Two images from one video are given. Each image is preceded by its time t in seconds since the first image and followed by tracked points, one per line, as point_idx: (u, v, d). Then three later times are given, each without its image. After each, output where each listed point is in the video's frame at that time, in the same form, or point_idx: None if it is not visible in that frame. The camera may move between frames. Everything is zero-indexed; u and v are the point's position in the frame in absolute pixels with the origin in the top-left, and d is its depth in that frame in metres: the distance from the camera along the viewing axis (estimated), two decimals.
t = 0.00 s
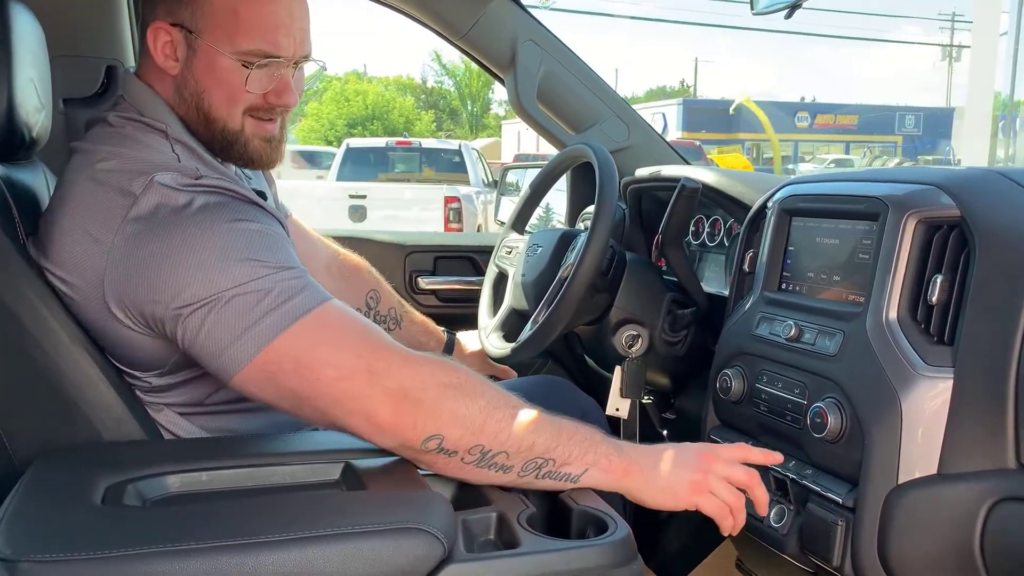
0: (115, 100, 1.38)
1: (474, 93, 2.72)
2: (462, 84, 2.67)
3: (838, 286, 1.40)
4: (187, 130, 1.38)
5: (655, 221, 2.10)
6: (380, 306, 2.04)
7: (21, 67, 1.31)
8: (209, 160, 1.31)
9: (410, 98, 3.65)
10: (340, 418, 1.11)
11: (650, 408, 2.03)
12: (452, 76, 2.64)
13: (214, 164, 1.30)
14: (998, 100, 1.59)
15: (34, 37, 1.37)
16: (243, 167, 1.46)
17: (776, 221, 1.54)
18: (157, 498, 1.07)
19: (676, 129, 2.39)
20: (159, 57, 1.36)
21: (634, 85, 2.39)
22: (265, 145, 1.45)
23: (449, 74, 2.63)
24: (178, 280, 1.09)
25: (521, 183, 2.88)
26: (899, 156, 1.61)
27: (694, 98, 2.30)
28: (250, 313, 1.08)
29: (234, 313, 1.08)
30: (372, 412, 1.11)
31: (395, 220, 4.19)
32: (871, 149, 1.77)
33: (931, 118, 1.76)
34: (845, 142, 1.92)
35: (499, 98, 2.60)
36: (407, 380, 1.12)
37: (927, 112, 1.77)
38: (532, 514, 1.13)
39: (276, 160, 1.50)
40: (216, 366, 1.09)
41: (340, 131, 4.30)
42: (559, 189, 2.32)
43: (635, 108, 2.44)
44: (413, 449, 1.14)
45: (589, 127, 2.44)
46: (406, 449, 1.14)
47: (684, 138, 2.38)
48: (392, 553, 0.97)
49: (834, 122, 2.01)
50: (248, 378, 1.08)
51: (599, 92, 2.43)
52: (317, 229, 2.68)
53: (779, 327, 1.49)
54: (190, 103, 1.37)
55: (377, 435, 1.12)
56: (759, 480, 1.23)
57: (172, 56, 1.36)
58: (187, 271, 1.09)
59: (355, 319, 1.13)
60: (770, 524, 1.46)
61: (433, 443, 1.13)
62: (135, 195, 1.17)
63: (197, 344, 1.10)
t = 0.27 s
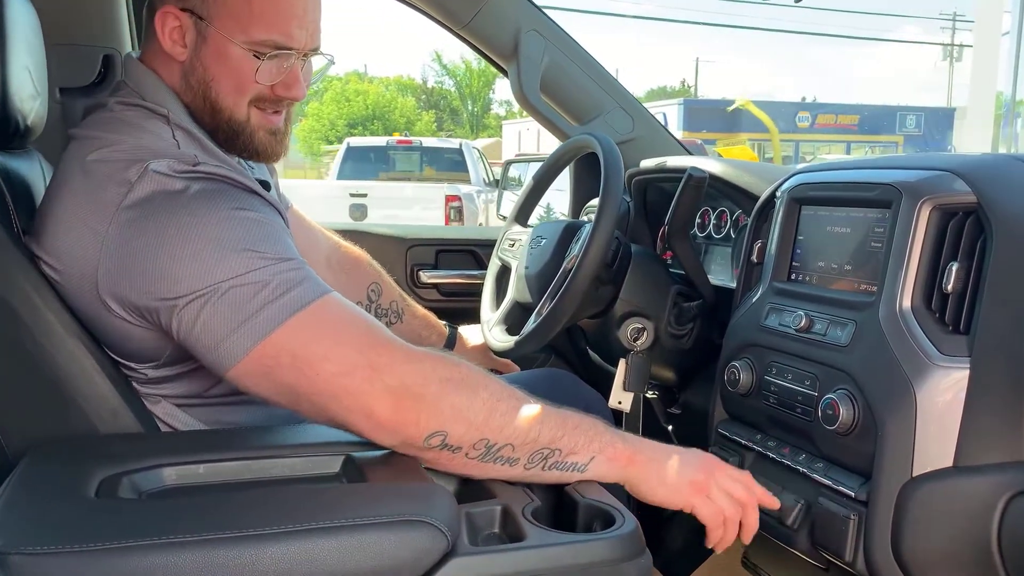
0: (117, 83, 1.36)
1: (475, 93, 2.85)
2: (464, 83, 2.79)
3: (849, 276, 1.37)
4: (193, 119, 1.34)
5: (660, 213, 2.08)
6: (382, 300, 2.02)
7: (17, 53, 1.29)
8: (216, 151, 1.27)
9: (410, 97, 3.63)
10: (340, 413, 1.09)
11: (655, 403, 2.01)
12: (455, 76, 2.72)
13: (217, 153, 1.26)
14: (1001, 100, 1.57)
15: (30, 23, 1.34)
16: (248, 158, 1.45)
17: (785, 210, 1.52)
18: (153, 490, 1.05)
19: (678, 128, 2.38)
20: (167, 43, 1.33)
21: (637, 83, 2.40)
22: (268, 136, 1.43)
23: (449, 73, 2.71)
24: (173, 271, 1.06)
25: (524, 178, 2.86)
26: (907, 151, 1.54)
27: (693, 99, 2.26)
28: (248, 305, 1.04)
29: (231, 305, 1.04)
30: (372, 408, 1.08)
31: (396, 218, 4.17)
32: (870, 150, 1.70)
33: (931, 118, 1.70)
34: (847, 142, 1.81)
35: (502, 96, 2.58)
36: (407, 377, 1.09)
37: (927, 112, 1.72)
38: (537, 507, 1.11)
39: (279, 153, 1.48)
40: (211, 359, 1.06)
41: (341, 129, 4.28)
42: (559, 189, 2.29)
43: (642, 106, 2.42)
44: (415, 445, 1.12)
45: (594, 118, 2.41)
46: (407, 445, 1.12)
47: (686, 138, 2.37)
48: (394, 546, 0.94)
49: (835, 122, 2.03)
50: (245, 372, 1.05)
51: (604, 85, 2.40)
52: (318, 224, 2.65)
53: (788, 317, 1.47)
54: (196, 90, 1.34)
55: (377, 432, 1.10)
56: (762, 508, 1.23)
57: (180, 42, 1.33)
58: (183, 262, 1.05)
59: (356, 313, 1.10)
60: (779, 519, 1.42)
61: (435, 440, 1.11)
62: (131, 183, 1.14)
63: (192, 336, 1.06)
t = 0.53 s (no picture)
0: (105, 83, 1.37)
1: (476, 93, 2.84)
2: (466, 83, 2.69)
3: (845, 277, 1.38)
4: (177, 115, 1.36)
5: (659, 214, 2.09)
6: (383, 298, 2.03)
7: (20, 55, 1.30)
8: (201, 147, 1.29)
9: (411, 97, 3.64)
10: (348, 388, 1.08)
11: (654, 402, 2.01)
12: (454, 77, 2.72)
13: (201, 146, 1.29)
14: (1001, 100, 1.59)
15: (33, 24, 1.35)
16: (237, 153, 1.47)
17: (782, 211, 1.53)
18: (155, 489, 1.06)
19: (678, 128, 2.36)
20: (149, 41, 1.35)
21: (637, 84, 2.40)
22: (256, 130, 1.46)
23: (449, 74, 2.71)
24: (174, 260, 1.07)
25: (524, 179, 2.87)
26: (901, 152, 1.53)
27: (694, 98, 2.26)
28: (253, 285, 1.06)
29: (236, 285, 1.06)
30: (382, 382, 1.08)
31: (397, 219, 4.18)
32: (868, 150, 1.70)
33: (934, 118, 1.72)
34: (850, 143, 1.78)
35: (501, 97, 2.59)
36: (418, 351, 1.10)
37: (929, 112, 1.73)
38: (535, 506, 1.12)
39: (267, 146, 1.51)
40: (218, 343, 1.07)
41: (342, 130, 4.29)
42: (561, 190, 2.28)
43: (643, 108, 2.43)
44: (423, 420, 1.12)
45: (592, 120, 2.42)
46: (414, 420, 1.11)
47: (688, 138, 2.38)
48: (393, 544, 0.95)
49: (835, 122, 2.02)
50: (254, 350, 1.06)
51: (604, 87, 2.42)
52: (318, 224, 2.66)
53: (785, 318, 1.48)
54: (180, 87, 1.36)
55: (385, 406, 1.10)
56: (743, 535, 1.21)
57: (162, 40, 1.35)
58: (182, 251, 1.07)
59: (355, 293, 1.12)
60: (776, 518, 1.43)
61: (443, 414, 1.11)
62: (121, 179, 1.15)
63: (197, 323, 1.08)
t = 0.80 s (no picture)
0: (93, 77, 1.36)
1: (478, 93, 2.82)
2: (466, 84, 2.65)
3: (841, 274, 1.37)
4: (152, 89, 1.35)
5: (656, 211, 2.08)
6: (374, 295, 2.04)
7: (14, 50, 1.29)
8: (191, 131, 1.28)
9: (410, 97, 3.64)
10: (339, 385, 1.08)
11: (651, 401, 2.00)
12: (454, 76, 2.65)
13: (198, 135, 1.28)
14: (1003, 100, 1.59)
15: (26, 20, 1.35)
16: (219, 127, 1.44)
17: (778, 208, 1.52)
18: (147, 486, 1.05)
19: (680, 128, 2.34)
20: (120, 19, 1.36)
21: (638, 83, 2.39)
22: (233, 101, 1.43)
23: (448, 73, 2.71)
24: (173, 252, 1.07)
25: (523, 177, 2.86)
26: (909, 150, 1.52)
27: (697, 98, 2.22)
28: (248, 282, 1.06)
29: (231, 281, 1.06)
30: (375, 379, 1.08)
31: (397, 218, 4.17)
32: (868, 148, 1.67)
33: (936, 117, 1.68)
34: (850, 142, 1.72)
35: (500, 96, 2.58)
36: (412, 349, 1.10)
37: (931, 112, 1.70)
38: (528, 503, 1.11)
39: (245, 119, 1.48)
40: (213, 337, 1.07)
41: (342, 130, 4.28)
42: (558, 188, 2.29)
43: (643, 108, 2.42)
44: (415, 417, 1.12)
45: (589, 118, 2.42)
46: (405, 417, 1.12)
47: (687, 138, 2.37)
48: (385, 540, 0.95)
49: (837, 122, 1.95)
50: (247, 346, 1.06)
51: (602, 86, 2.41)
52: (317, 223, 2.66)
53: (781, 315, 1.47)
54: (151, 61, 1.35)
55: (377, 403, 1.10)
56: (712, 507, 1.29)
57: (131, 16, 1.36)
58: (181, 243, 1.07)
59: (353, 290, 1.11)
60: (772, 516, 1.43)
61: (433, 411, 1.12)
62: (122, 170, 1.14)
63: (193, 316, 1.07)
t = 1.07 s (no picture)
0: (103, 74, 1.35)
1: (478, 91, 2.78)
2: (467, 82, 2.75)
3: (860, 273, 1.36)
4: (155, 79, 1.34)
5: (666, 210, 2.07)
6: (382, 295, 2.02)
7: (22, 46, 1.28)
8: (199, 127, 1.26)
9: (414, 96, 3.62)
10: (346, 387, 1.07)
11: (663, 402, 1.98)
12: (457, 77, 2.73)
13: (205, 130, 1.26)
14: (1006, 100, 1.52)
15: (35, 16, 1.33)
16: (227, 119, 1.43)
17: (795, 207, 1.50)
18: (158, 488, 1.04)
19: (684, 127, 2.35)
20: (127, 12, 1.36)
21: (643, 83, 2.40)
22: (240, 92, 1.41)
23: (453, 72, 2.70)
24: (180, 249, 1.05)
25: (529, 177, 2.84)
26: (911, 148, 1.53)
27: (698, 98, 2.26)
28: (253, 281, 1.04)
29: (236, 280, 1.04)
30: (381, 381, 1.06)
31: (400, 218, 4.16)
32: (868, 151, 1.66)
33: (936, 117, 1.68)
34: (851, 143, 1.71)
35: (507, 93, 2.57)
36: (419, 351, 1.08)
37: (935, 111, 1.68)
38: (546, 505, 1.10)
39: (252, 111, 1.45)
40: (218, 337, 1.05)
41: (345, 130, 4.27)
42: (563, 189, 2.27)
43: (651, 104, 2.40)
44: (423, 420, 1.10)
45: (598, 116, 2.40)
46: (412, 419, 1.10)
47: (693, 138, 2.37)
48: (404, 543, 0.93)
49: (839, 123, 1.91)
50: (251, 347, 1.04)
51: (610, 80, 2.39)
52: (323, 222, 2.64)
53: (799, 315, 1.45)
54: (155, 52, 1.34)
55: (384, 405, 1.08)
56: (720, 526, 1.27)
57: (138, 10, 1.36)
58: (187, 240, 1.05)
59: (360, 291, 1.09)
60: (790, 519, 1.41)
61: (441, 414, 1.10)
62: (127, 166, 1.13)
63: (198, 315, 1.06)
